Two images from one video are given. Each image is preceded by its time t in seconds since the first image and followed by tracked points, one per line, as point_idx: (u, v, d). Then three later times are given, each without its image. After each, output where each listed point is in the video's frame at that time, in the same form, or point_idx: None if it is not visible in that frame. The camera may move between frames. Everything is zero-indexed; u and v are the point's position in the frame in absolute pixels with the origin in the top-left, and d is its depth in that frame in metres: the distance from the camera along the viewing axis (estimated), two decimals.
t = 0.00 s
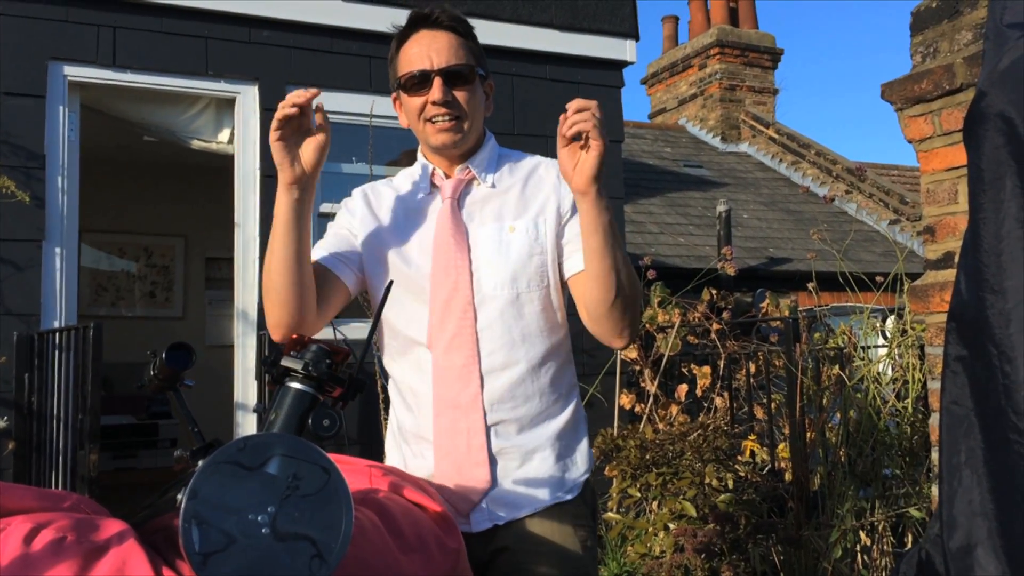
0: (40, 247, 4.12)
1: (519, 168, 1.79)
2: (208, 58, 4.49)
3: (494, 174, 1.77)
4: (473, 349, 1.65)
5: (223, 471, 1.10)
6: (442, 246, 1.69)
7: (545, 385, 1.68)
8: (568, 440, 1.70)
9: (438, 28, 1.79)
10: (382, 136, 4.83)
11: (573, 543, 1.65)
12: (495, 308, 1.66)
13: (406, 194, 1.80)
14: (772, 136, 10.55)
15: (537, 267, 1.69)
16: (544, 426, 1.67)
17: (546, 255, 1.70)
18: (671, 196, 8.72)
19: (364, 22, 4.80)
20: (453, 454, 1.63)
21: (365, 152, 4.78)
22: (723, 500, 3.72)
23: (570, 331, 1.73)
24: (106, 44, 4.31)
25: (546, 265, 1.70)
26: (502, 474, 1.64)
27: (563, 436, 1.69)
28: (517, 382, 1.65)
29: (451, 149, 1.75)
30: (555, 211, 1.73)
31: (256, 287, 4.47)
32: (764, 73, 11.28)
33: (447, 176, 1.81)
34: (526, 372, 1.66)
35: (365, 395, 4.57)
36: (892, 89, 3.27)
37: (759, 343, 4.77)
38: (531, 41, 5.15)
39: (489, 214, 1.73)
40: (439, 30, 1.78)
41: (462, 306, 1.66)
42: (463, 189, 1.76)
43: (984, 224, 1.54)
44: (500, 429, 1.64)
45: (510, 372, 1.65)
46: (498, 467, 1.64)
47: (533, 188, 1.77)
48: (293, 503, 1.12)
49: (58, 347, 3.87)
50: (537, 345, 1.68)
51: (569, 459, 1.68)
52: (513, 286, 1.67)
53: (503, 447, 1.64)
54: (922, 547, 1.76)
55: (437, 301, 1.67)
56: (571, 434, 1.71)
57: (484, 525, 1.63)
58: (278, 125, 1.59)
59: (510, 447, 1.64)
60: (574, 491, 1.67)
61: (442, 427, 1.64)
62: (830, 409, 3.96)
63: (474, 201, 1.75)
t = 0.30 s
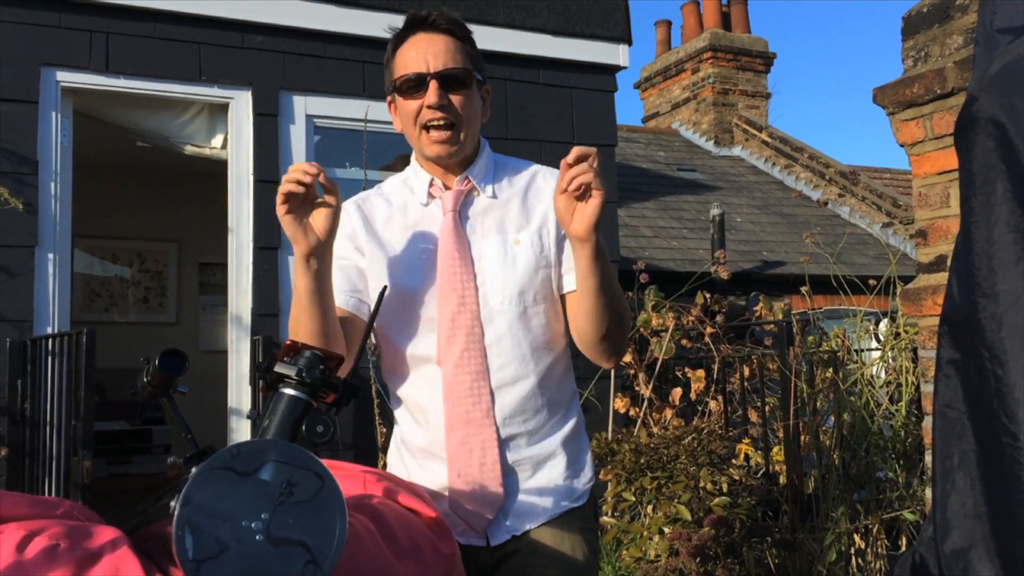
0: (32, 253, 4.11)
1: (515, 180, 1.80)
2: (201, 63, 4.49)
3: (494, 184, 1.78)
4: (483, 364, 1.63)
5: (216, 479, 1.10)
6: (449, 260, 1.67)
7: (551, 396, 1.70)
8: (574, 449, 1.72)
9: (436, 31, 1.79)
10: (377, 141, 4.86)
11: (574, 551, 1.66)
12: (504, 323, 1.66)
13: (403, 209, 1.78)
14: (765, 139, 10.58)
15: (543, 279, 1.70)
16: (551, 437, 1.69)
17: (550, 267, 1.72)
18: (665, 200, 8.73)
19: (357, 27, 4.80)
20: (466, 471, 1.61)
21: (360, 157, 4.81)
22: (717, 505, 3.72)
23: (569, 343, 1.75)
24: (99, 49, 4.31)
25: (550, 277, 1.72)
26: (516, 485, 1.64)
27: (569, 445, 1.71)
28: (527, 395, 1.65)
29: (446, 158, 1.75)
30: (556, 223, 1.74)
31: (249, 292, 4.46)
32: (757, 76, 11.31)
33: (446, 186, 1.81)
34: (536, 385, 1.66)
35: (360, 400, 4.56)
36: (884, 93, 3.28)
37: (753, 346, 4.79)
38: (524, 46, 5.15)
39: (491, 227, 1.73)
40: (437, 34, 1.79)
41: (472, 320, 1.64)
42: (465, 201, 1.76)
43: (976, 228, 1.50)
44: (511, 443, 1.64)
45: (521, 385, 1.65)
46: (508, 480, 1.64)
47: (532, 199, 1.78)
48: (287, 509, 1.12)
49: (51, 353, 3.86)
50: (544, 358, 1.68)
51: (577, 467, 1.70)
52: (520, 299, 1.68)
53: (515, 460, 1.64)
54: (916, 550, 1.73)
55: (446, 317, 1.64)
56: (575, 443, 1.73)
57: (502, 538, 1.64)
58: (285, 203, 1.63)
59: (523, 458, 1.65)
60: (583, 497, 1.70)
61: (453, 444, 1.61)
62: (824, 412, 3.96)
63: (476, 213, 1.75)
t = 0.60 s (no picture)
0: (26, 256, 4.10)
1: (513, 185, 1.80)
2: (196, 66, 4.48)
3: (491, 188, 1.78)
4: (476, 371, 1.63)
5: (209, 483, 1.09)
6: (444, 267, 1.67)
7: (548, 403, 1.69)
8: (571, 456, 1.72)
9: (432, 34, 1.79)
10: (372, 145, 4.85)
11: (570, 556, 1.65)
12: (499, 330, 1.66)
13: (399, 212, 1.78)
14: (761, 144, 10.60)
15: (539, 286, 1.70)
16: (547, 444, 1.68)
17: (546, 274, 1.71)
18: (660, 204, 8.75)
19: (353, 31, 4.81)
20: (459, 478, 1.60)
21: (355, 161, 4.81)
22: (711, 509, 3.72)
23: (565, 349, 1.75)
24: (93, 52, 4.30)
25: (546, 284, 1.71)
26: (512, 490, 1.64)
27: (566, 452, 1.71)
28: (523, 402, 1.65)
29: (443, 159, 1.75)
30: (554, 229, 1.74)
31: (244, 296, 4.46)
32: (752, 81, 11.34)
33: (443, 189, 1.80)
34: (532, 391, 1.66)
35: (354, 404, 4.55)
36: (878, 99, 3.29)
37: (748, 351, 4.79)
38: (520, 50, 5.16)
39: (488, 232, 1.73)
40: (433, 36, 1.79)
41: (467, 327, 1.64)
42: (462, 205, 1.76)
43: (969, 233, 1.50)
44: (506, 450, 1.64)
45: (517, 392, 1.65)
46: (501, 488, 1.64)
47: (530, 204, 1.78)
48: (279, 515, 1.11)
49: (44, 357, 3.85)
50: (539, 365, 1.69)
51: (575, 473, 1.70)
52: (516, 307, 1.67)
53: (511, 466, 1.64)
54: (910, 555, 1.73)
55: (439, 324, 1.64)
56: (573, 449, 1.73)
57: (498, 544, 1.63)
58: (298, 204, 1.63)
59: (518, 464, 1.64)
60: (580, 503, 1.70)
61: (447, 451, 1.60)
62: (819, 416, 3.96)
63: (473, 218, 1.75)
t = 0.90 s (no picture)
0: (24, 260, 4.10)
1: (513, 190, 1.80)
2: (194, 70, 4.49)
3: (490, 192, 1.78)
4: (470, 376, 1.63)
5: (206, 487, 1.09)
6: (439, 272, 1.67)
7: (545, 407, 1.69)
8: (569, 461, 1.71)
9: (431, 36, 1.80)
10: (369, 148, 4.85)
11: (568, 560, 1.65)
12: (494, 335, 1.66)
13: (397, 216, 1.79)
14: (759, 146, 10.61)
15: (536, 292, 1.69)
16: (544, 449, 1.68)
17: (544, 279, 1.70)
18: (658, 207, 8.75)
19: (351, 35, 4.81)
20: (451, 483, 1.60)
21: (352, 164, 4.81)
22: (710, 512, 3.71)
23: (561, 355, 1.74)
24: (91, 56, 4.30)
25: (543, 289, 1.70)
26: (508, 494, 1.64)
27: (564, 457, 1.71)
28: (518, 407, 1.65)
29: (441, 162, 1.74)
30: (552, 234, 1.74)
31: (241, 300, 4.45)
32: (750, 84, 11.34)
33: (441, 193, 1.80)
34: (527, 396, 1.66)
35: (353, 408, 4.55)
36: (875, 101, 3.29)
37: (746, 353, 4.78)
38: (517, 53, 5.16)
39: (485, 237, 1.73)
40: (432, 39, 1.79)
41: (461, 332, 1.64)
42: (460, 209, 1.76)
43: (965, 235, 1.50)
44: (501, 454, 1.64)
45: (513, 397, 1.65)
46: (497, 492, 1.64)
47: (528, 209, 1.78)
48: (276, 519, 1.11)
49: (42, 361, 3.84)
50: (535, 370, 1.68)
51: (573, 477, 1.70)
52: (512, 313, 1.67)
53: (506, 471, 1.64)
54: (908, 557, 1.72)
55: (433, 329, 1.64)
56: (570, 454, 1.72)
57: (494, 549, 1.63)
58: (297, 280, 1.59)
59: (514, 469, 1.65)
60: (577, 507, 1.69)
61: (440, 456, 1.60)
62: (817, 419, 3.96)
63: (470, 222, 1.75)
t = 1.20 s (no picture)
0: (22, 261, 4.09)
1: (514, 189, 1.80)
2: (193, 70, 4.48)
3: (491, 191, 1.78)
4: (470, 376, 1.63)
5: (203, 487, 1.09)
6: (440, 272, 1.67)
7: (545, 407, 1.69)
8: (570, 461, 1.71)
9: (433, 34, 1.80)
10: (368, 148, 4.85)
11: (567, 562, 1.65)
12: (494, 334, 1.66)
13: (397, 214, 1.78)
14: (758, 147, 10.60)
15: (536, 292, 1.69)
16: (544, 448, 1.68)
17: (544, 278, 1.70)
18: (657, 207, 8.75)
19: (350, 35, 4.81)
20: (450, 481, 1.60)
21: (351, 165, 4.81)
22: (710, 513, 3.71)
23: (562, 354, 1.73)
24: (90, 56, 4.30)
25: (544, 289, 1.70)
26: (507, 493, 1.63)
27: (564, 457, 1.70)
28: (518, 407, 1.65)
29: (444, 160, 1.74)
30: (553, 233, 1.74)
31: (240, 301, 4.45)
32: (749, 85, 11.34)
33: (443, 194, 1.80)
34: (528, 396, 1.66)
35: (352, 409, 4.55)
36: (873, 102, 3.29)
37: (745, 354, 4.78)
38: (517, 53, 5.16)
39: (486, 236, 1.73)
40: (435, 37, 1.79)
41: (462, 331, 1.64)
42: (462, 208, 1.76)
43: (964, 235, 1.50)
44: (501, 453, 1.64)
45: (512, 396, 1.65)
46: (496, 492, 1.64)
47: (530, 208, 1.78)
48: (274, 519, 1.11)
49: (40, 361, 3.84)
50: (536, 369, 1.68)
51: (572, 477, 1.69)
52: (512, 312, 1.67)
53: (505, 471, 1.64)
54: (907, 557, 1.72)
55: (434, 327, 1.64)
56: (570, 454, 1.72)
57: (493, 549, 1.63)
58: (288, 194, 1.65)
59: (514, 468, 1.64)
60: (577, 508, 1.69)
61: (439, 454, 1.60)
62: (816, 419, 3.96)
63: (472, 222, 1.75)
